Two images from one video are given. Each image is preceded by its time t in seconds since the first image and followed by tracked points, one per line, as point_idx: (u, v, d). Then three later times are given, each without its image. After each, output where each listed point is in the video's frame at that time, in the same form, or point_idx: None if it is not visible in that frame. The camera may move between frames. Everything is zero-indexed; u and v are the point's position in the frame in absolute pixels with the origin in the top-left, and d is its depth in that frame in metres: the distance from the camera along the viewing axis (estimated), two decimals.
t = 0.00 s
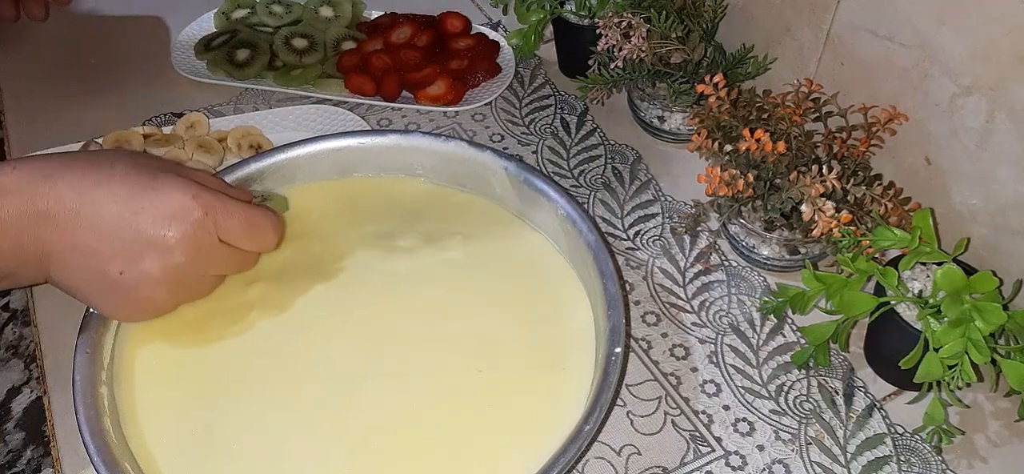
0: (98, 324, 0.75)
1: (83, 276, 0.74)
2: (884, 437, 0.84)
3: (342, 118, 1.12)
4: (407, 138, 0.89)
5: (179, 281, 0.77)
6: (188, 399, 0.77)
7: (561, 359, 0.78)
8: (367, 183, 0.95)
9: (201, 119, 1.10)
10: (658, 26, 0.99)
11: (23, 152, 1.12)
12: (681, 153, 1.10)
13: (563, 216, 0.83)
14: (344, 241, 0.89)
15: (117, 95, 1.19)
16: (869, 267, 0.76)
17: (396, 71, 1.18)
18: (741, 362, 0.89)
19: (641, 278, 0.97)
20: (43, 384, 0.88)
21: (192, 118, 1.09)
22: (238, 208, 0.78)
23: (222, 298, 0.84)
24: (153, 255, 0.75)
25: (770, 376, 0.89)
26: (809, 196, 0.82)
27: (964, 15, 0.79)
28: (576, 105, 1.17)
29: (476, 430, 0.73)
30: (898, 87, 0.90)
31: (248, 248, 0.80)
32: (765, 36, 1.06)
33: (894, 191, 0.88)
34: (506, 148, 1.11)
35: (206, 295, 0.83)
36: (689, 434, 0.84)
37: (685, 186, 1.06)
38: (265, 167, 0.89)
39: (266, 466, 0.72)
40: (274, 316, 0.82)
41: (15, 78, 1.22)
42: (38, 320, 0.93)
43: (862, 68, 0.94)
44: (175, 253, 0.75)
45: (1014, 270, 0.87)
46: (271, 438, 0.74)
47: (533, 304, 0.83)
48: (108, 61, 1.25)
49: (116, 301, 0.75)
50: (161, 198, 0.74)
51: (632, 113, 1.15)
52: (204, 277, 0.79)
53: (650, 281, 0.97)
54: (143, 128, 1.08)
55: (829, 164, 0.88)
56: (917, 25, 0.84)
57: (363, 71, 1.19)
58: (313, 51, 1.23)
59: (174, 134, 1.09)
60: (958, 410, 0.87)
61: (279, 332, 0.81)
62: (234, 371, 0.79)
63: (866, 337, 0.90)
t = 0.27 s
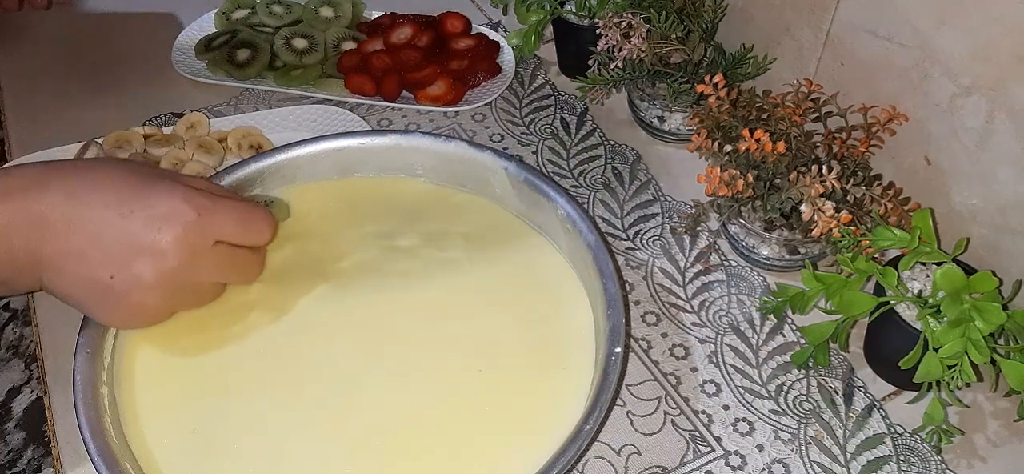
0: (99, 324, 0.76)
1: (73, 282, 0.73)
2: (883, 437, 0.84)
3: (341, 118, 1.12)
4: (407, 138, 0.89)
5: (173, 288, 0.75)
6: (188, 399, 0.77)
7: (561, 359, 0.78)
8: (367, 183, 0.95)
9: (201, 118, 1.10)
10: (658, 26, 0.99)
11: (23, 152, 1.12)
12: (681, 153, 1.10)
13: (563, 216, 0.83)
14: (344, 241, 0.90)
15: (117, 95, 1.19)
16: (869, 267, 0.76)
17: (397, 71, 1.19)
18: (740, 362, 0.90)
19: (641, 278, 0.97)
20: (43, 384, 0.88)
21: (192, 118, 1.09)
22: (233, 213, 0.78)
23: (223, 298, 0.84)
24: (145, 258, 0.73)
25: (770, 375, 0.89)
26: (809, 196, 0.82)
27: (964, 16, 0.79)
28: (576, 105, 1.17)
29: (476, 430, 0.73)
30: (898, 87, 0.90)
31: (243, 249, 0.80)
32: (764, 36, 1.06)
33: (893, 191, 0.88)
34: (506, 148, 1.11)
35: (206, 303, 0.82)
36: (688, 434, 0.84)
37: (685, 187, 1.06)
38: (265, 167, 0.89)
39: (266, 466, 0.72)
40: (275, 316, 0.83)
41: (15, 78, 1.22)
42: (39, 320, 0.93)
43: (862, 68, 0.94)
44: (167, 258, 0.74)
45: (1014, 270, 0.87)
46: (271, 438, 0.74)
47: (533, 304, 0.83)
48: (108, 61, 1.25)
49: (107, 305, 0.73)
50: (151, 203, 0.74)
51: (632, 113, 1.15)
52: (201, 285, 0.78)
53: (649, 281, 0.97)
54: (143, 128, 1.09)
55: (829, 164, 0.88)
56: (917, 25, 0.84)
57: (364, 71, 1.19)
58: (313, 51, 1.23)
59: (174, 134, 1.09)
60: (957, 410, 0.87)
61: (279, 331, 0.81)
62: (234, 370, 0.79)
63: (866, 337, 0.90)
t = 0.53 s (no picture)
0: (98, 324, 0.76)
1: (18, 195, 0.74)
2: (883, 437, 0.84)
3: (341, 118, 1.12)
4: (407, 138, 0.89)
5: (172, 151, 0.81)
6: (187, 398, 0.77)
7: (561, 359, 0.78)
8: (366, 183, 0.95)
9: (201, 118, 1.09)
10: (658, 26, 0.99)
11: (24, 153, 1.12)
12: (681, 153, 1.10)
13: (563, 216, 0.83)
14: (344, 241, 0.90)
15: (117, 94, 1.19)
16: (869, 267, 0.76)
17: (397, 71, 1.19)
18: (740, 362, 0.90)
19: (641, 278, 0.97)
20: (44, 384, 0.88)
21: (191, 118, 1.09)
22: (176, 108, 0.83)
23: (224, 299, 0.84)
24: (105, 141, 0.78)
25: (770, 375, 0.89)
26: (809, 196, 0.82)
27: (964, 16, 0.79)
28: (576, 105, 1.17)
29: (475, 430, 0.73)
30: (898, 87, 0.90)
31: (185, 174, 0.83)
32: (764, 36, 1.06)
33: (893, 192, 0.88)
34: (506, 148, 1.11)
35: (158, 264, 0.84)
36: (688, 434, 0.84)
37: (685, 187, 1.06)
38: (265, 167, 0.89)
39: (266, 465, 0.72)
40: (275, 316, 0.83)
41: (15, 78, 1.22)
42: (39, 320, 0.93)
43: (862, 68, 0.94)
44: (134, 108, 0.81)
45: (1014, 270, 0.87)
46: (271, 438, 0.74)
47: (533, 303, 0.83)
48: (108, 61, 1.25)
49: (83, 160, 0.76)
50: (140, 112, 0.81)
51: (632, 113, 1.15)
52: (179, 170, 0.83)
53: (649, 281, 0.97)
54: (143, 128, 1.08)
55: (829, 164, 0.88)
56: (917, 25, 0.84)
57: (364, 71, 1.19)
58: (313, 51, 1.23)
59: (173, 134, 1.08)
60: (957, 410, 0.87)
61: (279, 331, 0.81)
62: (234, 370, 0.79)
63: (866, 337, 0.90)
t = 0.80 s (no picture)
0: (98, 323, 0.76)
1: None
2: (884, 437, 0.84)
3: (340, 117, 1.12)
4: (407, 138, 0.89)
5: None
6: (187, 398, 0.77)
7: (561, 359, 0.78)
8: (367, 183, 0.95)
9: (201, 118, 1.09)
10: (658, 26, 0.99)
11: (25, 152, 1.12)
12: (681, 153, 1.10)
13: (563, 216, 0.83)
14: (344, 240, 0.90)
15: (118, 93, 1.19)
16: (869, 267, 0.76)
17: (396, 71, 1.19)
18: (740, 362, 0.90)
19: (641, 278, 0.97)
20: (44, 384, 0.88)
21: (191, 118, 1.09)
22: None
23: (224, 299, 0.84)
24: None
25: (770, 375, 0.89)
26: (809, 196, 0.82)
27: (964, 16, 0.79)
28: (576, 104, 1.17)
29: (476, 430, 0.73)
30: (898, 87, 0.90)
31: None
32: (764, 36, 1.06)
33: (893, 192, 0.88)
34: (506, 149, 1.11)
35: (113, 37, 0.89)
36: (688, 434, 0.84)
37: (685, 187, 1.06)
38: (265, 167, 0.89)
39: (266, 465, 0.72)
40: (275, 315, 0.83)
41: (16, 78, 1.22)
42: (39, 319, 0.93)
43: (862, 68, 0.94)
44: None
45: (1014, 270, 0.87)
46: (271, 438, 0.74)
47: (535, 300, 0.84)
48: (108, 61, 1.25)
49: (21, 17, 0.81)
50: None
51: (632, 113, 1.15)
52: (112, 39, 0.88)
53: (649, 281, 0.97)
54: (143, 129, 1.08)
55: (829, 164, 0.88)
56: (917, 25, 0.84)
57: (363, 71, 1.19)
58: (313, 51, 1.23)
59: (173, 134, 1.08)
60: (957, 410, 0.87)
61: (278, 331, 0.81)
62: (235, 370, 0.79)
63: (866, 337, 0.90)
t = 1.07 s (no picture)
0: (98, 323, 0.76)
1: None
2: (883, 436, 0.84)
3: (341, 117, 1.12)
4: (407, 138, 0.90)
5: None
6: (188, 397, 0.77)
7: (561, 359, 0.79)
8: (367, 182, 0.95)
9: (201, 118, 1.10)
10: (657, 26, 0.99)
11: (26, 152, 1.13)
12: (680, 153, 1.10)
13: (563, 216, 0.83)
14: (344, 240, 0.90)
15: (118, 93, 1.19)
16: (868, 267, 0.76)
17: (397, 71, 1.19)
18: (740, 362, 0.90)
19: (641, 278, 0.97)
20: (44, 384, 0.88)
21: (192, 119, 1.09)
22: None
23: (224, 298, 0.84)
24: None
25: (769, 375, 0.89)
26: (808, 196, 0.82)
27: (963, 16, 0.79)
28: (576, 105, 1.17)
29: (476, 429, 0.74)
30: (897, 87, 0.90)
31: None
32: (764, 37, 1.06)
33: (893, 192, 0.89)
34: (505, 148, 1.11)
35: None
36: (688, 433, 0.84)
37: (685, 187, 1.07)
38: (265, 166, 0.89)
39: (266, 464, 0.72)
40: (276, 315, 0.83)
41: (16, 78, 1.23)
42: (40, 319, 0.94)
43: (861, 68, 0.94)
44: None
45: (1013, 269, 0.87)
46: (271, 437, 0.74)
47: (535, 300, 0.84)
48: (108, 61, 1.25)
49: None
50: None
51: (632, 113, 1.15)
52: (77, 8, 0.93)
53: (649, 281, 0.97)
54: (143, 129, 1.08)
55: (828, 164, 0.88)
56: (916, 25, 0.85)
57: (364, 72, 1.19)
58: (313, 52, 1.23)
59: (174, 134, 1.09)
60: (957, 410, 0.87)
61: (278, 331, 0.82)
62: (235, 370, 0.79)
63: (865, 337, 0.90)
